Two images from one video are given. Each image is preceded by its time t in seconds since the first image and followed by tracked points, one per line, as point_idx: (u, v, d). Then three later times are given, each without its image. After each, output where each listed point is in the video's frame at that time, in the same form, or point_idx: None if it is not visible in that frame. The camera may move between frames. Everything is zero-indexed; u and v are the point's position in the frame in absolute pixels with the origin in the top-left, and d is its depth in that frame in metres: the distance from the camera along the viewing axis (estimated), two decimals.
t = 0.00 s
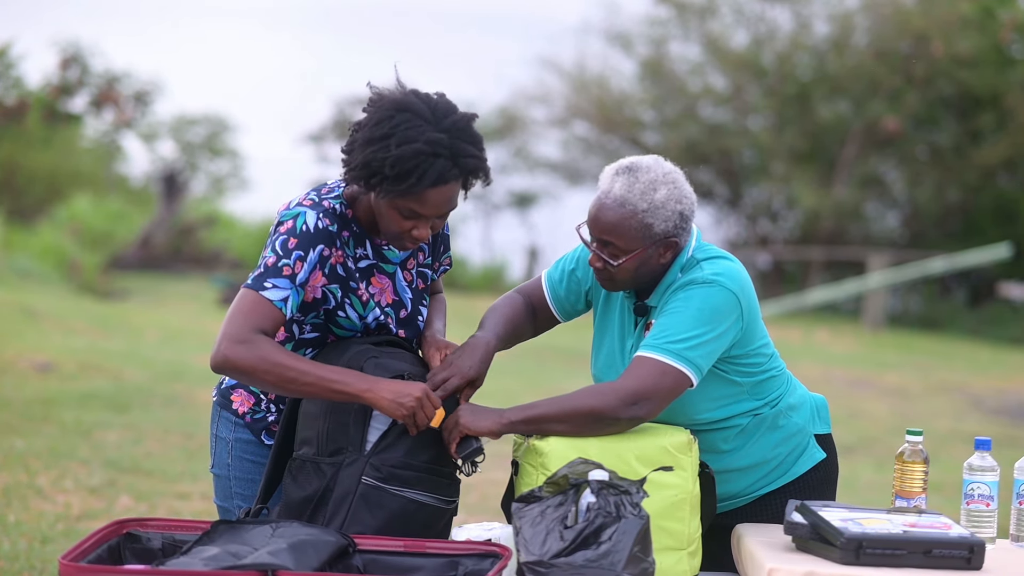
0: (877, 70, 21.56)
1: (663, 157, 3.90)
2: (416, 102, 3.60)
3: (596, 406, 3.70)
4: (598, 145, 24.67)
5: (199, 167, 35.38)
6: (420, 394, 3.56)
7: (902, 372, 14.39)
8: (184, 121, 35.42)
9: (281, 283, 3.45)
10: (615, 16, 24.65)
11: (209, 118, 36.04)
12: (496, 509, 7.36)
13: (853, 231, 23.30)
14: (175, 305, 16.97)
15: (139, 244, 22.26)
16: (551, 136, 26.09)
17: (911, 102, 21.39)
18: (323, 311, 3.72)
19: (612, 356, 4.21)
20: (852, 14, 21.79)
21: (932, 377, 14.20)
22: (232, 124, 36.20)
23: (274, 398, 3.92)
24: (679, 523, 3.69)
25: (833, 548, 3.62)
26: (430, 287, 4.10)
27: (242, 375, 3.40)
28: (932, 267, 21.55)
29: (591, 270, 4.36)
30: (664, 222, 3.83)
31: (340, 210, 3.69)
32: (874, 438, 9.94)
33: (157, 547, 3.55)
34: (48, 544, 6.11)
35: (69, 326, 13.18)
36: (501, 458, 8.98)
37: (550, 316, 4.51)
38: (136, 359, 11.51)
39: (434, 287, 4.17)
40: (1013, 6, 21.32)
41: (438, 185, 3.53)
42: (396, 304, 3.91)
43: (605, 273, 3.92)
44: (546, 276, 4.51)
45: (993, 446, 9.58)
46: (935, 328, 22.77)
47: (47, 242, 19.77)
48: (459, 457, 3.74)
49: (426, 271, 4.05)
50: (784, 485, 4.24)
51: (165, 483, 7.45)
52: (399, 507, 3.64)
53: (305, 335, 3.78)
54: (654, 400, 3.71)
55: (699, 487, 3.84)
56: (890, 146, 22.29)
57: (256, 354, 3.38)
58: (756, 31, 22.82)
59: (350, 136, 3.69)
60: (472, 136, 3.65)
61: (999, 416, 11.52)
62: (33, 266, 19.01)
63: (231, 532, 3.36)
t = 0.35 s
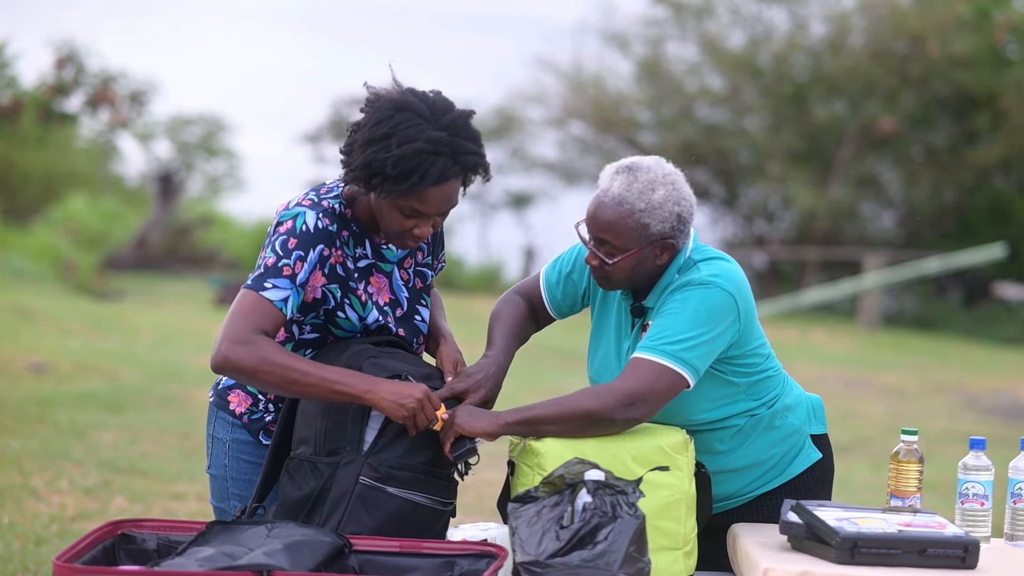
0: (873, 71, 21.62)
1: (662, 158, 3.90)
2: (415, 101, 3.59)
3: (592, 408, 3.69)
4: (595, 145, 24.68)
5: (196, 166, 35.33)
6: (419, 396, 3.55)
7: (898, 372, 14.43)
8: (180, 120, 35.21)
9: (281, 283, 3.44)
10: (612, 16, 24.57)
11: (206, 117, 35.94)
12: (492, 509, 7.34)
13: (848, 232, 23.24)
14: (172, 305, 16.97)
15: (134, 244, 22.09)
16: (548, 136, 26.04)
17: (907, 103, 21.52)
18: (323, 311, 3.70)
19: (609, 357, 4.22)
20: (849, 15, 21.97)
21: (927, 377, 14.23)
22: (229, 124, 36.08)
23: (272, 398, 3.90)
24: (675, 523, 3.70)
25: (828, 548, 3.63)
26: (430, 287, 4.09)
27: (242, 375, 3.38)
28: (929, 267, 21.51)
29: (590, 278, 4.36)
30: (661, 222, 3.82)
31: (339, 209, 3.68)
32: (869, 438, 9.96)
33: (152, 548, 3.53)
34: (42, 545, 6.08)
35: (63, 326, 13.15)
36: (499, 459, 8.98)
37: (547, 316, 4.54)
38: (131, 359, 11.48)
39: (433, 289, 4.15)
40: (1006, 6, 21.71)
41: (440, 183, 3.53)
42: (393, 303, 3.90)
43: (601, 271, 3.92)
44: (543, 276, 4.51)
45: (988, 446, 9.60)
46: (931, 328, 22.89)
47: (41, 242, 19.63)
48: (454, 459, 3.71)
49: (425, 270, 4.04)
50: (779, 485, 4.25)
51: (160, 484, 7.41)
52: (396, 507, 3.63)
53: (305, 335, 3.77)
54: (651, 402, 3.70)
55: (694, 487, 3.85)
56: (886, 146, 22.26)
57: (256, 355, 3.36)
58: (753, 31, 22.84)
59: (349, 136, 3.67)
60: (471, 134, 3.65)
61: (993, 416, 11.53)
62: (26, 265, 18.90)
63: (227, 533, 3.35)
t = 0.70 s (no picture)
0: (845, 71, 21.74)
1: (637, 157, 3.89)
2: (395, 99, 3.59)
3: (567, 408, 3.68)
4: (568, 145, 24.62)
5: (167, 167, 34.84)
6: (390, 396, 3.54)
7: (873, 372, 14.47)
8: (152, 121, 34.68)
9: (254, 278, 3.43)
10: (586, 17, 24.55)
11: (178, 117, 35.35)
12: (468, 510, 7.35)
13: (822, 232, 23.51)
14: (145, 305, 16.99)
15: (107, 244, 21.88)
16: (521, 136, 25.97)
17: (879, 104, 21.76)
18: (294, 308, 3.67)
19: (585, 358, 4.20)
20: (821, 16, 21.90)
21: (901, 378, 14.27)
22: (202, 125, 35.44)
23: (245, 398, 3.89)
24: (651, 523, 3.68)
25: (803, 548, 3.62)
26: (405, 288, 4.07)
27: (212, 369, 3.39)
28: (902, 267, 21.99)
29: (560, 275, 4.32)
30: (637, 222, 3.80)
31: (314, 206, 3.65)
32: (843, 438, 9.98)
33: (126, 550, 3.49)
34: (15, 547, 6.04)
35: (36, 326, 13.13)
36: (473, 460, 8.99)
37: (511, 302, 4.52)
38: (104, 360, 11.46)
39: (408, 290, 4.12)
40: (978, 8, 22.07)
41: (419, 181, 3.54)
42: (368, 303, 3.87)
43: (577, 272, 3.90)
44: (513, 261, 4.48)
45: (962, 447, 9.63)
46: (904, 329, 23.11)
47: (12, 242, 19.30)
48: (427, 458, 3.69)
49: (400, 272, 4.02)
50: (755, 485, 4.24)
51: (133, 485, 7.38)
52: (366, 507, 3.60)
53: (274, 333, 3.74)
54: (624, 402, 3.70)
55: (670, 487, 3.83)
56: (859, 147, 22.49)
57: (225, 348, 3.36)
58: (726, 32, 22.84)
59: (325, 134, 3.66)
60: (449, 132, 3.66)
61: (967, 416, 11.55)
62: None
63: (201, 534, 3.33)
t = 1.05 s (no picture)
0: (837, 71, 21.77)
1: (627, 156, 3.83)
2: (387, 96, 3.52)
3: (555, 406, 3.63)
4: (560, 145, 24.60)
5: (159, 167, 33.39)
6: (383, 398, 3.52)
7: (864, 372, 14.48)
8: (142, 121, 33.62)
9: (246, 276, 3.37)
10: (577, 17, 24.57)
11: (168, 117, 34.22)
12: (459, 510, 7.39)
13: (814, 231, 23.49)
14: (136, 305, 17.02)
15: (98, 244, 21.27)
16: (513, 136, 25.96)
17: (871, 103, 21.73)
18: (284, 306, 3.61)
19: (577, 359, 4.14)
20: (813, 16, 21.95)
21: (893, 377, 14.27)
22: (193, 125, 34.51)
23: (237, 398, 3.85)
24: (642, 524, 3.63)
25: (795, 548, 3.58)
26: (396, 288, 3.99)
27: (205, 367, 3.33)
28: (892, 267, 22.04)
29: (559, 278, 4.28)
30: (627, 220, 3.76)
31: (306, 205, 3.58)
32: (835, 438, 10.00)
33: (117, 550, 3.48)
34: (5, 547, 6.05)
35: (27, 326, 13.15)
36: (464, 460, 9.00)
37: (511, 314, 4.46)
38: (95, 360, 11.48)
39: (398, 290, 4.04)
40: (969, 8, 22.42)
41: (412, 178, 3.47)
42: (359, 302, 3.79)
43: (570, 271, 3.87)
44: (510, 272, 4.41)
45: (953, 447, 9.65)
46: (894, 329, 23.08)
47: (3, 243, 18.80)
48: (415, 459, 3.67)
49: (390, 270, 3.94)
50: (746, 485, 4.20)
51: (124, 485, 7.40)
52: (357, 508, 3.59)
53: (265, 331, 3.67)
54: (613, 399, 3.66)
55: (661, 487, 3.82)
56: (851, 147, 22.49)
57: (221, 347, 3.31)
58: (717, 32, 22.88)
59: (317, 132, 3.58)
60: (441, 130, 3.59)
61: (958, 416, 11.56)
62: None
63: (193, 534, 3.32)
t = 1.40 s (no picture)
0: (829, 71, 21.84)
1: (608, 159, 3.83)
2: (384, 91, 3.51)
3: (546, 405, 3.61)
4: (553, 145, 24.50)
5: (151, 166, 32.85)
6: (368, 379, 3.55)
7: (857, 373, 14.48)
8: (135, 120, 33.01)
9: (236, 269, 3.35)
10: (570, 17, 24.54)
11: (162, 117, 33.66)
12: (451, 509, 7.40)
13: (806, 232, 23.39)
14: (128, 305, 17.01)
15: (91, 244, 20.97)
16: (506, 136, 25.90)
17: (863, 103, 21.77)
18: (276, 301, 3.56)
19: (570, 360, 4.14)
20: (805, 16, 22.05)
21: (886, 378, 14.26)
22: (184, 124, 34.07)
23: (229, 398, 3.81)
24: (635, 524, 3.62)
25: (788, 548, 3.56)
26: (387, 290, 3.90)
27: (192, 357, 3.33)
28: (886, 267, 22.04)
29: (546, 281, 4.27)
30: (610, 224, 3.75)
31: (300, 200, 3.55)
32: (827, 438, 10.01)
33: (110, 550, 3.46)
34: None
35: (20, 326, 13.15)
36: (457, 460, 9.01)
37: (496, 312, 4.45)
38: (88, 360, 11.48)
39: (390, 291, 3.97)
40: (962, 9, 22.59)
41: (408, 174, 3.46)
42: (351, 301, 3.72)
43: (559, 277, 3.86)
44: (497, 273, 4.40)
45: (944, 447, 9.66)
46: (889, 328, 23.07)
47: None
48: (415, 466, 3.69)
49: (382, 272, 3.86)
50: (739, 485, 4.18)
51: (118, 485, 7.40)
52: (348, 508, 3.57)
53: (255, 326, 3.61)
54: (605, 398, 3.63)
55: (653, 488, 3.78)
56: (843, 147, 22.50)
57: (206, 337, 3.30)
58: (710, 32, 22.92)
59: (313, 129, 3.57)
60: (436, 126, 3.58)
61: (951, 416, 11.57)
62: None
63: (185, 534, 3.30)
